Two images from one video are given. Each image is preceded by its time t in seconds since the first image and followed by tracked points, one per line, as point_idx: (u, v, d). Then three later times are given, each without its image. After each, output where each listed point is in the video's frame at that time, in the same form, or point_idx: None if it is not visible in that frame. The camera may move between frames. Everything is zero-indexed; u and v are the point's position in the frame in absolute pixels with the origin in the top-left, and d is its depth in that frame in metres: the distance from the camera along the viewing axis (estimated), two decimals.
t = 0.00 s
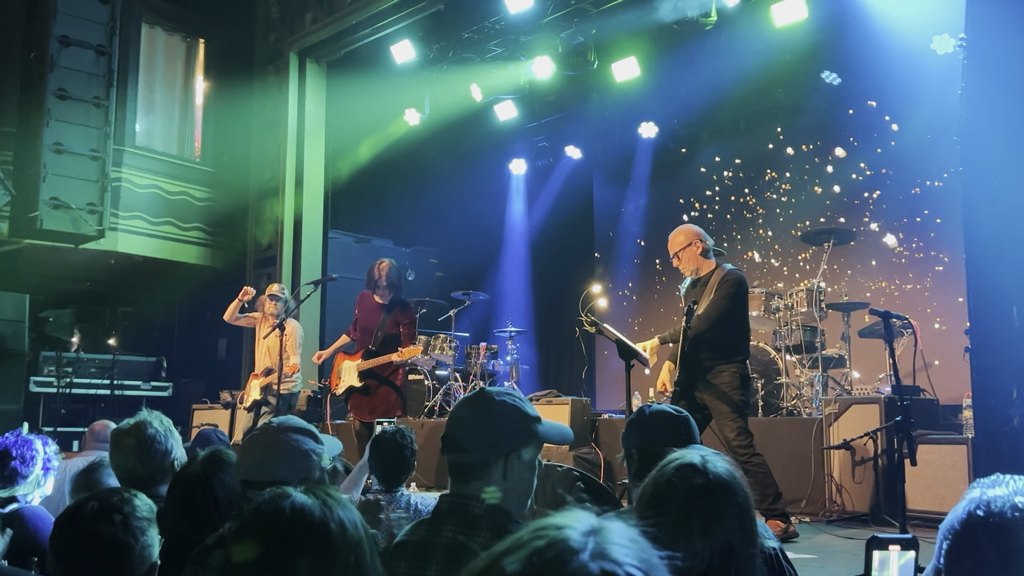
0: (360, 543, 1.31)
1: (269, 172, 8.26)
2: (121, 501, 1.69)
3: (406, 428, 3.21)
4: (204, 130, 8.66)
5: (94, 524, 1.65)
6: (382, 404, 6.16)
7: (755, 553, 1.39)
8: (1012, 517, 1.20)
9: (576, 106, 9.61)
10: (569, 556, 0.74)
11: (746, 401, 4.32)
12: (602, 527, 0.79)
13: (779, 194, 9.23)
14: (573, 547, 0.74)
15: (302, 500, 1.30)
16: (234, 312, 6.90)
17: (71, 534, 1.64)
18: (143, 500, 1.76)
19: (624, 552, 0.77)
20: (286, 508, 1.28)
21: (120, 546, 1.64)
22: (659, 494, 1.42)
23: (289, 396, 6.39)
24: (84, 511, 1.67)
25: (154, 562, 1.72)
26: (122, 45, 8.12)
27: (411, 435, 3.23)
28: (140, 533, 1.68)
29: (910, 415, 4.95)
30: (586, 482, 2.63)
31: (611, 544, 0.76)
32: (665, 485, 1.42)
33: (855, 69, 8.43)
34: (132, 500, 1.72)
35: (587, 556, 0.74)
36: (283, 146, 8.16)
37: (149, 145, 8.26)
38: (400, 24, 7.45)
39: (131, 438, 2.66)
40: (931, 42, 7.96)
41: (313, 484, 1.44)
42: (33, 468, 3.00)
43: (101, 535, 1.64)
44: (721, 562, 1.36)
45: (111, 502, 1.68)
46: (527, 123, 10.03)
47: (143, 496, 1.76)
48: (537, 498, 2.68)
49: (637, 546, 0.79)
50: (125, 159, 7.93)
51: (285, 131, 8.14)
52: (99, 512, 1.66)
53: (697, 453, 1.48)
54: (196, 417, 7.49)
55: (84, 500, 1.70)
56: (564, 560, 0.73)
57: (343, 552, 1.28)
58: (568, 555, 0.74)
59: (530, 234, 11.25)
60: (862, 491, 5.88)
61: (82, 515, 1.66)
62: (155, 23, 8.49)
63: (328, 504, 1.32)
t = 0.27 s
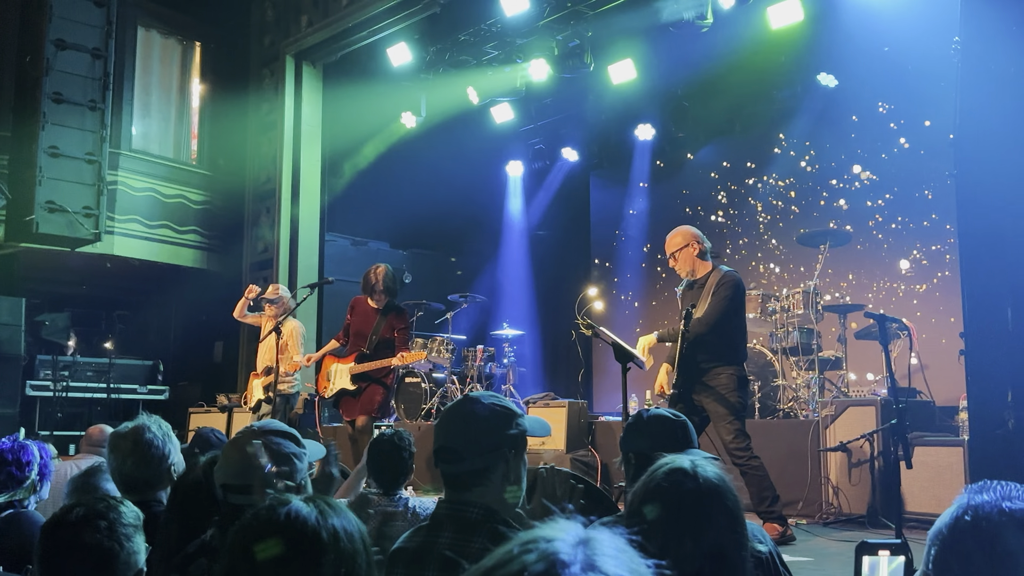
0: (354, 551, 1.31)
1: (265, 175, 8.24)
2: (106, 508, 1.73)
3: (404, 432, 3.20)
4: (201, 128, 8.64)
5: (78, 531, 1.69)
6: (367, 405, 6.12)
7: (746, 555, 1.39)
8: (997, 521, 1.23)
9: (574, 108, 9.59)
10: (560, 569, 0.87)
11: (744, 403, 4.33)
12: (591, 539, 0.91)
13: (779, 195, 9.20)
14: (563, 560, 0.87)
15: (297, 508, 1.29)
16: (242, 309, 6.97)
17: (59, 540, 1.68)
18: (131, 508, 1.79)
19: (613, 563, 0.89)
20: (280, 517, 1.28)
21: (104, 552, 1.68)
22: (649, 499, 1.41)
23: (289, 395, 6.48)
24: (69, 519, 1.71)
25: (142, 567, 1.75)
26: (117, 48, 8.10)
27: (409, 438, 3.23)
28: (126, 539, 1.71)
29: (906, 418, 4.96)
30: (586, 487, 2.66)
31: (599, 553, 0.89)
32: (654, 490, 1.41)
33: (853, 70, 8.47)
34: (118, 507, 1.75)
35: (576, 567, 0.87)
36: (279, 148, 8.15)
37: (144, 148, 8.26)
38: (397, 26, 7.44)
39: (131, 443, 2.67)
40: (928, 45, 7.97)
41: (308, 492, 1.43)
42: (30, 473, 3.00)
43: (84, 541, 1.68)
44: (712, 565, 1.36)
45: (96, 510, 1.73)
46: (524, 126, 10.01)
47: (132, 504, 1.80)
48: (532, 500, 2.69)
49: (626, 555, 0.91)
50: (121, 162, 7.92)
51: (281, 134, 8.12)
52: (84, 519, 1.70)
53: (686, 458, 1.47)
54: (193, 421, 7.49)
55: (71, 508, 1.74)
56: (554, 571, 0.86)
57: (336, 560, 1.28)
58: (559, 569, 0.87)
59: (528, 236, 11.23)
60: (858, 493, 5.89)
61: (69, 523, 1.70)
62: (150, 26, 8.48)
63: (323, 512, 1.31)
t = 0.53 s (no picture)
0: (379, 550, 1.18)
1: (272, 175, 8.27)
2: (107, 507, 1.60)
3: (413, 431, 3.19)
4: (207, 131, 8.67)
5: (78, 530, 1.56)
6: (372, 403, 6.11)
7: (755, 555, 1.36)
8: (1014, 518, 1.11)
9: (580, 108, 9.58)
10: (581, 567, 0.77)
11: (754, 402, 4.32)
12: (610, 534, 0.82)
13: (789, 194, 9.18)
14: (584, 556, 0.78)
15: (324, 505, 1.18)
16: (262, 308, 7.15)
17: (58, 541, 1.55)
18: (134, 509, 1.66)
19: (635, 562, 0.80)
20: (307, 512, 1.17)
21: (105, 552, 1.54)
22: (655, 499, 1.40)
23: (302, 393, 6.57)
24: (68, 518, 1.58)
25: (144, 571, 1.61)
26: (125, 50, 8.13)
27: (418, 437, 3.21)
28: (129, 539, 1.58)
29: (914, 416, 4.94)
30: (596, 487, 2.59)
31: (622, 550, 0.80)
32: (660, 489, 1.40)
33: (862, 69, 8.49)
34: (120, 507, 1.63)
35: (598, 565, 0.77)
36: (286, 149, 8.16)
37: (152, 149, 8.29)
38: (402, 26, 7.43)
39: (143, 442, 2.64)
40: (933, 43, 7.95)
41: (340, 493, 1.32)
42: (41, 470, 3.00)
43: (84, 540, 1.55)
44: (721, 564, 1.33)
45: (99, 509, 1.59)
46: (531, 126, 10.00)
47: (135, 506, 1.67)
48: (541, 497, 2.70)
49: (647, 554, 0.82)
50: (128, 163, 7.95)
51: (287, 134, 8.14)
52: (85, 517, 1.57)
53: (692, 457, 1.46)
54: (201, 421, 7.49)
55: (70, 509, 1.62)
56: (576, 571, 0.76)
57: (360, 561, 1.15)
58: (579, 564, 0.77)
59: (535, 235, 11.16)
60: (867, 493, 5.87)
61: (70, 522, 1.58)
62: (157, 27, 8.50)
63: (350, 511, 1.20)
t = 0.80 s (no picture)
0: (407, 550, 1.17)
1: (286, 175, 8.31)
2: (120, 505, 1.62)
3: (433, 432, 3.16)
4: (223, 135, 8.68)
5: (90, 527, 1.57)
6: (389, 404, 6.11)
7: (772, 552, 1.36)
8: None
9: (594, 106, 9.56)
10: (596, 561, 0.75)
11: (771, 400, 4.30)
12: (624, 529, 0.80)
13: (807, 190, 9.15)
14: (598, 551, 0.75)
15: (354, 503, 1.18)
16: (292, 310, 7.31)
17: (67, 539, 1.56)
18: (144, 508, 1.68)
19: (648, 556, 0.77)
20: (337, 511, 1.17)
21: (116, 549, 1.56)
22: (671, 497, 1.40)
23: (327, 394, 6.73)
24: (81, 517, 1.60)
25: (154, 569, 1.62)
26: (140, 52, 8.15)
27: (436, 438, 3.16)
28: (138, 538, 1.59)
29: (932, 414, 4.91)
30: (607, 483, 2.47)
31: (637, 545, 0.77)
32: (677, 485, 1.40)
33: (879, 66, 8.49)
34: (130, 505, 1.64)
35: (612, 559, 0.75)
36: (300, 150, 8.20)
37: (167, 150, 8.28)
38: (414, 26, 7.43)
39: (161, 438, 2.65)
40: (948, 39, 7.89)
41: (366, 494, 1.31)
42: (58, 469, 3.02)
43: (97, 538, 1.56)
44: (738, 560, 1.33)
45: (110, 508, 1.61)
46: (544, 125, 10.01)
47: (145, 505, 1.69)
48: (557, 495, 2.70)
49: (662, 550, 0.79)
50: (144, 164, 7.91)
51: (301, 135, 8.17)
52: (97, 516, 1.59)
53: (707, 454, 1.46)
54: (216, 420, 7.51)
55: (82, 507, 1.64)
56: (589, 565, 0.74)
57: (386, 562, 1.14)
58: (593, 558, 0.75)
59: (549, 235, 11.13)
60: (883, 491, 5.84)
61: (79, 521, 1.59)
62: (172, 28, 8.52)
63: (379, 511, 1.19)
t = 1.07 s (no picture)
0: (457, 554, 1.00)
1: (313, 177, 8.37)
2: (152, 503, 1.58)
3: (463, 430, 3.19)
4: (250, 139, 8.76)
5: (121, 528, 1.53)
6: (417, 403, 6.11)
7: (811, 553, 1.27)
8: None
9: (620, 105, 9.53)
10: (632, 559, 0.70)
11: (803, 400, 4.26)
12: (660, 528, 0.75)
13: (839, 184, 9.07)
14: (635, 548, 0.71)
15: (402, 504, 1.02)
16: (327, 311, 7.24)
17: (98, 537, 1.53)
18: (175, 507, 1.63)
19: (684, 554, 0.73)
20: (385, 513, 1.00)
21: (149, 548, 1.51)
22: (704, 498, 1.30)
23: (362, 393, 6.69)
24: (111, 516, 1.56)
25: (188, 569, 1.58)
26: (169, 56, 8.22)
27: (466, 437, 3.21)
28: (170, 536, 1.55)
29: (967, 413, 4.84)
30: (636, 479, 2.29)
31: (674, 544, 0.73)
32: (710, 485, 1.30)
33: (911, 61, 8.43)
34: (160, 504, 1.60)
35: (649, 557, 0.71)
36: (327, 151, 8.24)
37: (196, 153, 8.32)
38: (439, 27, 7.45)
39: (197, 438, 2.62)
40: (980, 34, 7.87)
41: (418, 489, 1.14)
42: (93, 467, 3.08)
43: (128, 537, 1.51)
44: (773, 562, 1.24)
45: (141, 507, 1.57)
46: (570, 123, 10.00)
47: (178, 503, 1.65)
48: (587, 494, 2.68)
49: (698, 547, 0.75)
50: (173, 167, 7.97)
51: (327, 137, 8.22)
52: (127, 515, 1.54)
53: (742, 452, 1.37)
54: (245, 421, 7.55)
55: (113, 507, 1.60)
56: (626, 562, 0.70)
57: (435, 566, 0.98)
58: (630, 555, 0.71)
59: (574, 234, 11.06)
60: (916, 491, 5.78)
61: (110, 521, 1.55)
62: (200, 32, 8.59)
63: (425, 511, 1.03)
